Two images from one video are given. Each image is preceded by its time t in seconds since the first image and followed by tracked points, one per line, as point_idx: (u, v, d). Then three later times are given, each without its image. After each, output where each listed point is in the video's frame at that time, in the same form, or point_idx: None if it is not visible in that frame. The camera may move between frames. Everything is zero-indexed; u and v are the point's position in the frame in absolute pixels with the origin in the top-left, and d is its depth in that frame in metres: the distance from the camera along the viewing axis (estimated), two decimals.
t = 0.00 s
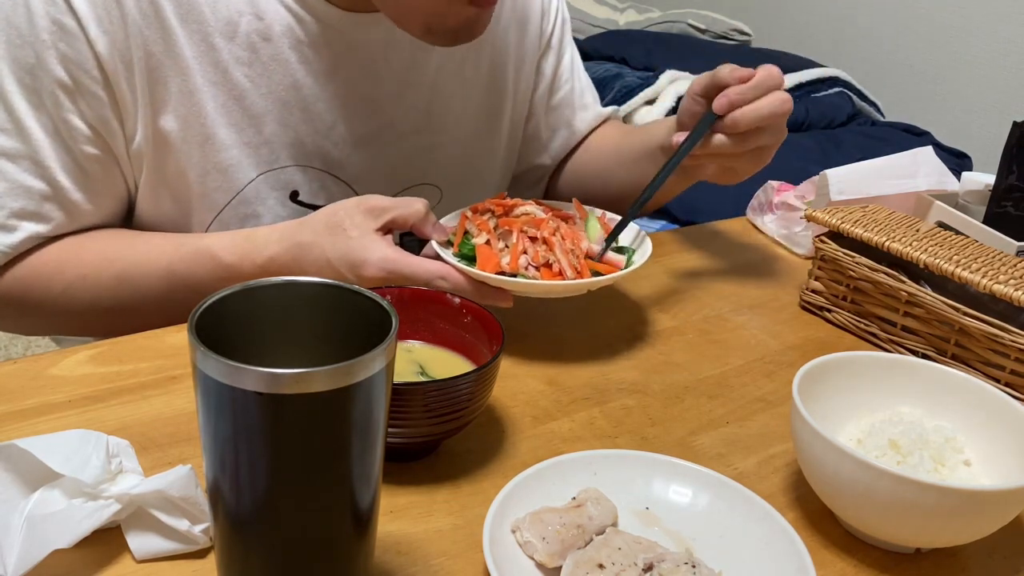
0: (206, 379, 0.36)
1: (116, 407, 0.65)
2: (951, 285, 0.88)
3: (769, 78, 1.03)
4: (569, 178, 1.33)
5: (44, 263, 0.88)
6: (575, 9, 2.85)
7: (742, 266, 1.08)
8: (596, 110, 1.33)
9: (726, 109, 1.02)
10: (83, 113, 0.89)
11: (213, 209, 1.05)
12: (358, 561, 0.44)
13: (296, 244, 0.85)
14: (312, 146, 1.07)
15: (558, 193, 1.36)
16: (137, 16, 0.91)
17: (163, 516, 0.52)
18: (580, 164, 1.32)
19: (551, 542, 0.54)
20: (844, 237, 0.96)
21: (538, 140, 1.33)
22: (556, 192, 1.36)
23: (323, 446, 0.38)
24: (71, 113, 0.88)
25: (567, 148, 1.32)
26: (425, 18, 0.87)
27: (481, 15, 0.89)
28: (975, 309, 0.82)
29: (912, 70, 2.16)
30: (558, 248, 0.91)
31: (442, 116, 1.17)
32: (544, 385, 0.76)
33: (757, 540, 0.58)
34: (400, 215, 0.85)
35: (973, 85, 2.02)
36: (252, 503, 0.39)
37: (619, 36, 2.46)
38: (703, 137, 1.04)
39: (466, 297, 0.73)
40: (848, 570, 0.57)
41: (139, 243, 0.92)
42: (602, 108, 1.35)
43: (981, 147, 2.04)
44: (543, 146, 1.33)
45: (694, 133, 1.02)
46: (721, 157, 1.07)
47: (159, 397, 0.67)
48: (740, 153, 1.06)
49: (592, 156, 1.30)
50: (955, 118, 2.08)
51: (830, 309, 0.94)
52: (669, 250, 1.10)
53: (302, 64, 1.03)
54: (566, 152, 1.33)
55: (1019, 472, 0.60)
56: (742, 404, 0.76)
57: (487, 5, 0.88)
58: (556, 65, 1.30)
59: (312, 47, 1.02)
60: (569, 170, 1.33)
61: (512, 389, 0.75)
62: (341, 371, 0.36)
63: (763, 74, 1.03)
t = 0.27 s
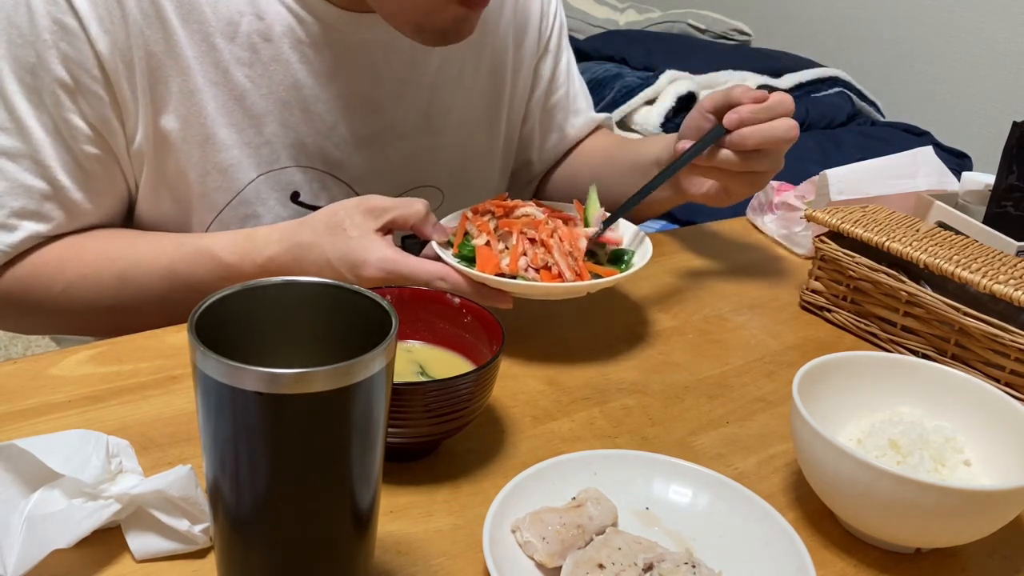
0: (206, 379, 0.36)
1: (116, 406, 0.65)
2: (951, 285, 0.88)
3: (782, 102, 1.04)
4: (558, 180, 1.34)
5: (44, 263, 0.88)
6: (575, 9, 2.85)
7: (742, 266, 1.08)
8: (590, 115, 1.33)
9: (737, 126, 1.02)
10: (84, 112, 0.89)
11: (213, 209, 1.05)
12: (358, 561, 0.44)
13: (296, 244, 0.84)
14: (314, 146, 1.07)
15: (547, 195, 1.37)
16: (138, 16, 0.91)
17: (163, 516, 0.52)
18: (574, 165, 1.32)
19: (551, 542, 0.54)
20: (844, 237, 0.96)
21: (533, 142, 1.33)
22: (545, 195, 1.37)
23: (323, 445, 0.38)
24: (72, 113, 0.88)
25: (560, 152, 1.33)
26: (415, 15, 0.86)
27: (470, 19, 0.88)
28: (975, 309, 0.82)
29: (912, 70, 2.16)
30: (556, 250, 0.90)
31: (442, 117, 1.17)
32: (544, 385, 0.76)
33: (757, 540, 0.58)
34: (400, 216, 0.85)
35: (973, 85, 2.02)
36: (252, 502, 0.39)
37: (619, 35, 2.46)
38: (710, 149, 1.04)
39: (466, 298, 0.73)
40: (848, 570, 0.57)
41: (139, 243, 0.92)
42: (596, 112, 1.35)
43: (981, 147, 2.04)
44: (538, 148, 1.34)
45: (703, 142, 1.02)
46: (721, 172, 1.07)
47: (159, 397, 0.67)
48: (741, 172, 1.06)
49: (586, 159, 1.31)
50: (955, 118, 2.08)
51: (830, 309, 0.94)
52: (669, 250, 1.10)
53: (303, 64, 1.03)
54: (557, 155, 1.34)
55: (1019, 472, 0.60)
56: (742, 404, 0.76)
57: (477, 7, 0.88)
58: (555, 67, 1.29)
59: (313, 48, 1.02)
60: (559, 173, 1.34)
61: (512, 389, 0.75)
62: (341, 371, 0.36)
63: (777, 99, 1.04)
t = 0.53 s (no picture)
0: (206, 379, 0.36)
1: (115, 406, 0.65)
2: (951, 285, 0.88)
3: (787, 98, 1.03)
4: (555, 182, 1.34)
5: (44, 263, 0.88)
6: (575, 9, 2.85)
7: (742, 266, 1.08)
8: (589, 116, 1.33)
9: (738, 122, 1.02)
10: (85, 112, 0.89)
11: (214, 209, 1.05)
12: (358, 561, 0.44)
13: (296, 244, 0.84)
14: (314, 147, 1.07)
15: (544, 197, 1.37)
16: (138, 16, 0.91)
17: (163, 516, 0.52)
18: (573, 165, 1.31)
19: (551, 542, 0.54)
20: (844, 237, 0.96)
21: (533, 143, 1.33)
22: (543, 195, 1.37)
23: (323, 445, 0.38)
24: (72, 113, 0.88)
25: (559, 152, 1.32)
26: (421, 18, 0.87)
27: (478, 19, 0.88)
28: (975, 309, 0.82)
29: (912, 70, 2.16)
30: (558, 252, 0.91)
31: (443, 117, 1.17)
32: (544, 385, 0.76)
33: (757, 540, 0.58)
34: (400, 216, 0.85)
35: (973, 85, 2.02)
36: (252, 502, 0.39)
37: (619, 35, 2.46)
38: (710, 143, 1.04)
39: (466, 298, 0.73)
40: (848, 570, 0.57)
41: (139, 243, 0.92)
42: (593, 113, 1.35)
43: (981, 147, 2.04)
44: (537, 149, 1.34)
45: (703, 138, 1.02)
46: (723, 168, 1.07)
47: (159, 397, 0.67)
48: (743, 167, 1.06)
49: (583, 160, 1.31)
50: (954, 118, 2.08)
51: (830, 309, 0.94)
52: (670, 250, 1.10)
53: (303, 64, 1.03)
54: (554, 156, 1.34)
55: (1019, 472, 0.60)
56: (742, 404, 0.76)
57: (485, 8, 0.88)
58: (554, 68, 1.29)
59: (314, 48, 1.02)
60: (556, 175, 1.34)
61: (512, 389, 0.75)
62: (341, 370, 0.36)
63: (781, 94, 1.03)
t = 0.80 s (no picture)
0: (206, 379, 0.36)
1: (115, 406, 0.65)
2: (951, 285, 0.88)
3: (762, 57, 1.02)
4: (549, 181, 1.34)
5: (44, 262, 0.88)
6: (575, 9, 2.85)
7: (742, 266, 1.08)
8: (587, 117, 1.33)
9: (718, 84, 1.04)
10: (86, 113, 0.89)
11: (215, 209, 1.05)
12: (358, 561, 0.44)
13: (296, 243, 0.84)
14: (316, 148, 1.07)
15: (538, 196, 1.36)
16: (140, 17, 0.91)
17: (163, 516, 0.52)
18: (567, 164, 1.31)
19: (551, 542, 0.54)
20: (844, 237, 0.96)
21: (534, 145, 1.33)
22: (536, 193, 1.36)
23: (323, 445, 0.38)
24: (73, 113, 0.88)
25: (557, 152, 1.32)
26: (423, 18, 0.87)
27: (481, 22, 0.88)
28: (975, 309, 0.82)
29: (912, 69, 2.16)
30: (559, 252, 0.91)
31: (445, 118, 1.16)
32: (544, 385, 0.76)
33: (757, 540, 0.58)
34: (400, 216, 0.85)
35: (973, 85, 2.02)
36: (252, 502, 0.39)
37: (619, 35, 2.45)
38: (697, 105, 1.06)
39: (466, 298, 0.73)
40: (848, 570, 0.57)
41: (139, 242, 0.92)
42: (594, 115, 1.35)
43: (981, 147, 2.04)
44: (538, 151, 1.33)
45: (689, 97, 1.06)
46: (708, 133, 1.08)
47: (159, 397, 0.67)
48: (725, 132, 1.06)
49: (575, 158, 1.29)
50: (954, 119, 2.08)
51: (830, 309, 0.94)
52: (670, 250, 1.10)
53: (306, 65, 1.03)
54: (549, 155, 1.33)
55: (1019, 472, 0.60)
56: (742, 404, 0.76)
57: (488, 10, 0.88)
58: (556, 71, 1.29)
59: (317, 49, 1.02)
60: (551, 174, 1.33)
61: (512, 389, 0.75)
62: (341, 370, 0.36)
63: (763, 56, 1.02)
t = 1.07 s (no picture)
0: (206, 379, 0.36)
1: (115, 407, 0.65)
2: (951, 285, 0.88)
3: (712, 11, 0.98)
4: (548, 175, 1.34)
5: (45, 264, 0.88)
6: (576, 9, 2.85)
7: (742, 266, 1.08)
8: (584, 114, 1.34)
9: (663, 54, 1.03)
10: (88, 115, 0.89)
11: (217, 210, 1.05)
12: (358, 560, 0.44)
13: (296, 244, 0.84)
14: (319, 149, 1.07)
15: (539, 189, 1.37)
16: (142, 19, 0.91)
17: (163, 516, 0.52)
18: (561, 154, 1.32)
19: (551, 542, 0.54)
20: (844, 237, 0.96)
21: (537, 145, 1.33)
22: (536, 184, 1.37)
23: (323, 445, 0.38)
24: (74, 115, 0.88)
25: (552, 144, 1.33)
26: (438, 36, 0.87)
27: (495, 38, 0.88)
28: (975, 309, 0.82)
29: (912, 69, 2.16)
30: (559, 252, 0.91)
31: (447, 119, 1.16)
32: (544, 385, 0.76)
33: (758, 540, 0.58)
34: (400, 216, 0.85)
35: (973, 85, 2.02)
36: (252, 502, 0.39)
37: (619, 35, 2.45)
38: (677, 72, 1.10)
39: (466, 298, 0.73)
40: (848, 570, 0.57)
41: (139, 243, 0.92)
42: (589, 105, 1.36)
43: (981, 147, 2.04)
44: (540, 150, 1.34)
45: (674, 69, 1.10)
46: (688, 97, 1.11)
47: (159, 398, 0.67)
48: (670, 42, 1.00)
49: (569, 149, 1.30)
50: (954, 119, 2.08)
51: (830, 309, 0.94)
52: (669, 250, 1.10)
53: (308, 66, 1.03)
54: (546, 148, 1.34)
55: (1019, 472, 0.60)
56: (742, 404, 0.76)
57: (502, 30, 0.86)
58: (556, 71, 1.30)
59: (319, 50, 1.02)
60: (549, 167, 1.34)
61: (512, 388, 0.75)
62: (341, 370, 0.36)
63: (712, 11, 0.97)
